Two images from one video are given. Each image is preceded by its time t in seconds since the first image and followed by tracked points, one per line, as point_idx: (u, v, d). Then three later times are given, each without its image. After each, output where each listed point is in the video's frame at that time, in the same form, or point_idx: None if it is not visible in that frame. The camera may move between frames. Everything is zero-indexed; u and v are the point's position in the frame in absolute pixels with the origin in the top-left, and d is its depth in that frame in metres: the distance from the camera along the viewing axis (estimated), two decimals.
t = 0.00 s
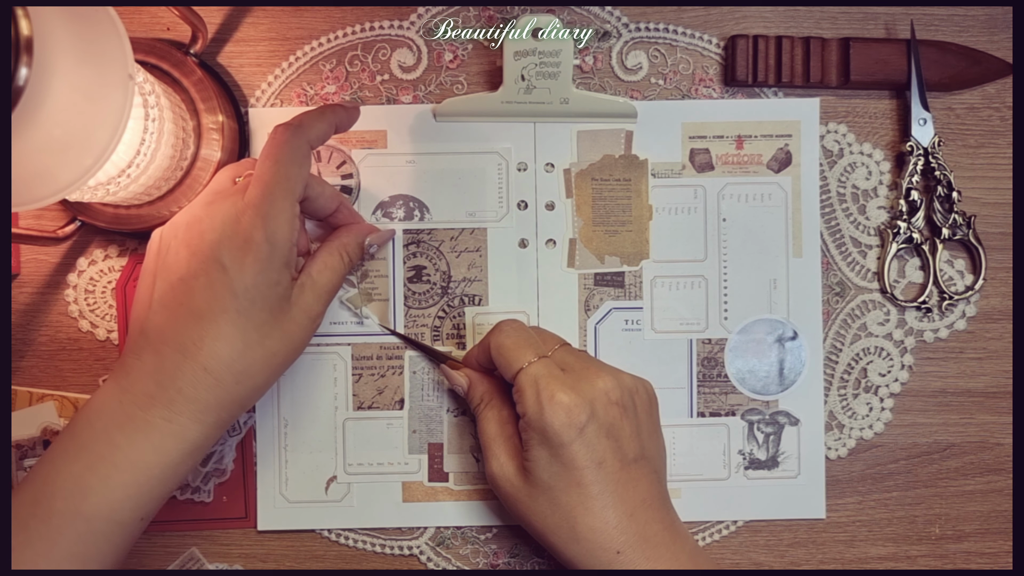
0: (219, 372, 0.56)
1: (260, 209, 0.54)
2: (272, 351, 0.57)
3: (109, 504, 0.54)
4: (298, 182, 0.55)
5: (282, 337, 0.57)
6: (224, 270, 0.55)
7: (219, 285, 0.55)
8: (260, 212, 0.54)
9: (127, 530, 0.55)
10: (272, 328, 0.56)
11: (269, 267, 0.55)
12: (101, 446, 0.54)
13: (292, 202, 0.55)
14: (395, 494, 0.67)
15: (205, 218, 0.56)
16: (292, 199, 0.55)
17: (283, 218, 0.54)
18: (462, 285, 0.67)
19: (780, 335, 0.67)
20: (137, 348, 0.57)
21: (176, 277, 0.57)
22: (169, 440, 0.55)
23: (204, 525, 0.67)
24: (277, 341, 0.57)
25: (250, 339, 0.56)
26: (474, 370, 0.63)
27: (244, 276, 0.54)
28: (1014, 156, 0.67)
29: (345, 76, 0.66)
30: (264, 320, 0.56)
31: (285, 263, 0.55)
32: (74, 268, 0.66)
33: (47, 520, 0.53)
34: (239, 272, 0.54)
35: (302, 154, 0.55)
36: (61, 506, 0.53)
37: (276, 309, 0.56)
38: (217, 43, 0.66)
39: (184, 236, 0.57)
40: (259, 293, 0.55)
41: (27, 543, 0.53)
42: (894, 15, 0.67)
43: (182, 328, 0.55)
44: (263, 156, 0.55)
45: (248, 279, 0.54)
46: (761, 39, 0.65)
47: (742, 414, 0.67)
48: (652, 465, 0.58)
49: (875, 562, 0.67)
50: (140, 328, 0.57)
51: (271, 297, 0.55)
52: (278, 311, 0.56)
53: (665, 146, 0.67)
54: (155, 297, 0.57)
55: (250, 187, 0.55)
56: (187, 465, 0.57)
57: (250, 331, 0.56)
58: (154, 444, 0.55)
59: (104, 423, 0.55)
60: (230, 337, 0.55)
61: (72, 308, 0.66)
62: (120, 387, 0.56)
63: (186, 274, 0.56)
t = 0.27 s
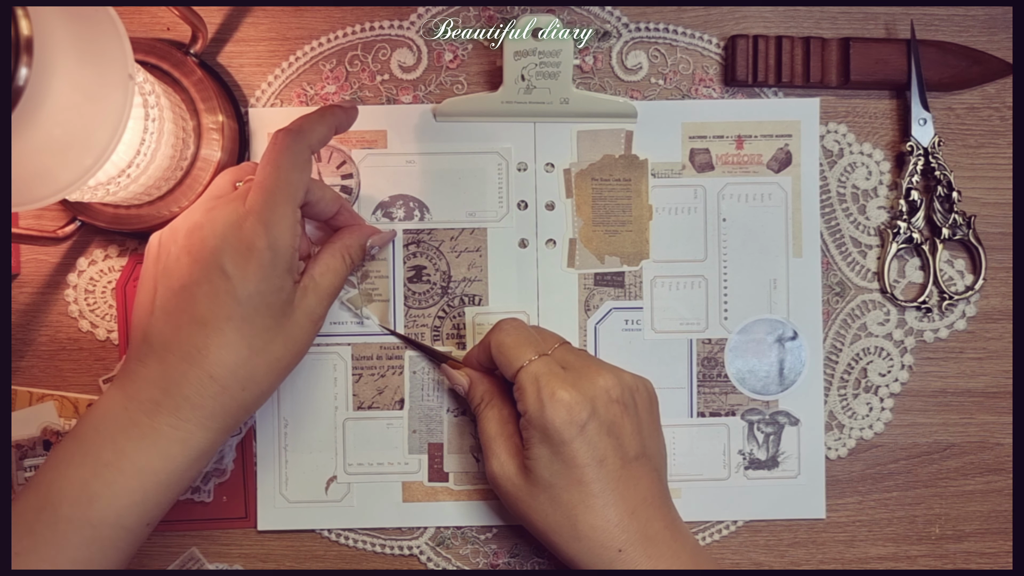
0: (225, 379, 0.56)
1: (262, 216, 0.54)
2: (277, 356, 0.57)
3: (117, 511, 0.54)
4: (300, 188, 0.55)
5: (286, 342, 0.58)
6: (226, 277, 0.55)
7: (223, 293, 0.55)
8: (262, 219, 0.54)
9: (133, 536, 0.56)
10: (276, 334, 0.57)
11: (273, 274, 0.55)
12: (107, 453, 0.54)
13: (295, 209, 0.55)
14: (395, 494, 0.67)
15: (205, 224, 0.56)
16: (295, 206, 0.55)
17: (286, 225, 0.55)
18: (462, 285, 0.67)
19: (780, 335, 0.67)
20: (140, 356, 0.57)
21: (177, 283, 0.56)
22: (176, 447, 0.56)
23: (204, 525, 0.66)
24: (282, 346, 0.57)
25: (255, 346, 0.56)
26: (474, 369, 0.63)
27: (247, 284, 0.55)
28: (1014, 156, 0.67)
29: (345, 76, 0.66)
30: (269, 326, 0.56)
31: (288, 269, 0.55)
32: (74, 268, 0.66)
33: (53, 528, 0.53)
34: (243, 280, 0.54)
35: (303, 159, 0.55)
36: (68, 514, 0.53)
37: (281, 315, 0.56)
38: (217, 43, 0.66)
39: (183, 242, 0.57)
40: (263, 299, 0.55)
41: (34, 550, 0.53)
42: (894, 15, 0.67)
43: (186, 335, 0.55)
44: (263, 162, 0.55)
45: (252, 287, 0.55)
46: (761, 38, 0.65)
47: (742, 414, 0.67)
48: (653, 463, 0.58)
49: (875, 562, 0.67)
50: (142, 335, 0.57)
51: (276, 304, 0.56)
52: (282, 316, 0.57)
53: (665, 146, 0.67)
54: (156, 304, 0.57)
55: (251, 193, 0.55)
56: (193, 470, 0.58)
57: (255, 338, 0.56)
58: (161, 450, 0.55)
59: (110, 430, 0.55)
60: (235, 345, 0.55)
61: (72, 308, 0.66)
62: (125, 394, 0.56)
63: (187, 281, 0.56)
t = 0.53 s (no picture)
0: (233, 386, 0.56)
1: (267, 222, 0.54)
2: (284, 361, 0.57)
3: (126, 517, 0.54)
4: (303, 193, 0.55)
5: (293, 347, 0.58)
6: (231, 284, 0.55)
7: (228, 300, 0.55)
8: (266, 225, 0.54)
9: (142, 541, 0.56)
10: (283, 340, 0.57)
11: (278, 280, 0.55)
12: (116, 459, 0.54)
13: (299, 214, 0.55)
14: (395, 494, 0.67)
15: (207, 231, 0.56)
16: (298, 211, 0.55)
17: (290, 231, 0.54)
18: (462, 285, 0.67)
19: (780, 335, 0.67)
20: (147, 364, 0.56)
21: (183, 291, 0.56)
22: (186, 453, 0.56)
23: (204, 525, 0.66)
24: (289, 351, 0.57)
25: (262, 352, 0.56)
26: (474, 369, 0.63)
27: (253, 291, 0.54)
28: (1014, 156, 0.67)
29: (345, 76, 0.66)
30: (276, 332, 0.56)
31: (293, 275, 0.55)
32: (74, 268, 0.66)
33: (63, 534, 0.53)
34: (248, 287, 0.54)
35: (304, 163, 0.55)
36: (78, 519, 0.53)
37: (287, 320, 0.56)
38: (217, 43, 0.66)
39: (186, 249, 0.57)
40: (268, 306, 0.55)
41: (44, 554, 0.53)
42: (894, 15, 0.67)
43: (193, 343, 0.55)
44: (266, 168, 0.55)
45: (257, 294, 0.55)
46: (761, 38, 0.65)
47: (742, 414, 0.67)
48: (653, 462, 0.58)
49: (875, 562, 0.67)
50: (148, 343, 0.57)
51: (281, 310, 0.56)
52: (288, 322, 0.57)
53: (665, 146, 0.67)
54: (162, 312, 0.57)
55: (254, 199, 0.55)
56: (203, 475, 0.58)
57: (262, 344, 0.56)
58: (171, 457, 0.55)
59: (118, 437, 0.55)
60: (242, 352, 0.55)
61: (72, 308, 0.66)
62: (133, 401, 0.56)
63: (193, 288, 0.56)
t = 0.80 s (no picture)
0: (240, 388, 0.56)
1: (268, 224, 0.54)
2: (290, 361, 0.58)
3: (135, 520, 0.54)
4: (302, 192, 0.55)
5: (298, 347, 0.58)
6: (234, 287, 0.54)
7: (232, 303, 0.55)
8: (267, 226, 0.54)
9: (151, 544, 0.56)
10: (288, 341, 0.57)
11: (281, 281, 0.55)
12: (123, 463, 0.54)
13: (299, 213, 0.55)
14: (395, 494, 0.67)
15: (207, 235, 0.55)
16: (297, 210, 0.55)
17: (291, 230, 0.55)
18: (462, 285, 0.67)
19: (780, 335, 0.67)
20: (153, 370, 0.56)
21: (186, 296, 0.56)
22: (193, 456, 0.56)
23: (204, 525, 0.66)
24: (294, 352, 0.58)
25: (268, 353, 0.56)
26: (474, 368, 0.63)
27: (256, 293, 0.54)
28: (1014, 156, 0.67)
29: (345, 76, 0.66)
30: (281, 333, 0.56)
31: (296, 275, 0.55)
32: (74, 268, 0.66)
33: (71, 539, 0.53)
34: (251, 289, 0.54)
35: (303, 164, 0.56)
36: (86, 523, 0.53)
37: (291, 321, 0.56)
38: (217, 43, 0.66)
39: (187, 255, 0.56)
40: (272, 307, 0.55)
41: (52, 558, 0.53)
42: (894, 15, 0.67)
43: (198, 347, 0.55)
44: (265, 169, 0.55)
45: (260, 295, 0.55)
46: (761, 38, 0.65)
47: (742, 414, 0.67)
48: (653, 462, 0.58)
49: (875, 562, 0.67)
50: (152, 348, 0.57)
51: (285, 310, 0.56)
52: (292, 322, 0.57)
53: (665, 146, 0.67)
54: (165, 317, 0.57)
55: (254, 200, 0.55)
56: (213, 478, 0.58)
57: (268, 346, 0.56)
58: (179, 460, 0.55)
59: (125, 440, 0.55)
60: (248, 354, 0.55)
61: (72, 308, 0.66)
62: (140, 407, 0.56)
63: (196, 294, 0.56)
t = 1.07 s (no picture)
0: (248, 391, 0.56)
1: (272, 227, 0.54)
2: (297, 364, 0.58)
3: (143, 525, 0.54)
4: (304, 194, 0.55)
5: (304, 349, 0.58)
6: (240, 291, 0.55)
7: (238, 307, 0.55)
8: (270, 229, 0.54)
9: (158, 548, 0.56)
10: (294, 343, 0.57)
11: (286, 284, 0.55)
12: (131, 467, 0.54)
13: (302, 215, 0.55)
14: (395, 494, 0.67)
15: (211, 240, 0.55)
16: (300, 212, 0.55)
17: (294, 232, 0.55)
18: (462, 285, 0.67)
19: (779, 335, 0.67)
20: (161, 376, 0.56)
21: (192, 301, 0.56)
22: (202, 461, 0.56)
23: (204, 526, 0.66)
24: (300, 354, 0.58)
25: (274, 356, 0.56)
26: (474, 369, 0.63)
27: (261, 296, 0.54)
28: (1014, 156, 0.67)
29: (345, 76, 0.66)
30: (287, 335, 0.56)
31: (300, 277, 0.55)
32: (74, 268, 0.66)
33: (81, 544, 0.53)
34: (257, 293, 0.54)
35: (305, 165, 0.56)
36: (94, 528, 0.53)
37: (297, 323, 0.57)
38: (217, 43, 0.66)
39: (191, 260, 0.56)
40: (277, 309, 0.55)
41: (60, 562, 0.53)
42: (894, 15, 0.67)
43: (206, 351, 0.55)
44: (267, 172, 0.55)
45: (266, 298, 0.55)
46: (761, 38, 0.65)
47: (742, 414, 0.67)
48: (653, 462, 0.58)
49: (875, 562, 0.67)
50: (158, 354, 0.57)
51: (291, 313, 0.56)
52: (298, 324, 0.57)
53: (665, 146, 0.67)
54: (170, 323, 0.57)
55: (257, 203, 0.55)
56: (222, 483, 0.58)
57: (275, 348, 0.56)
58: (187, 465, 0.55)
59: (132, 445, 0.55)
60: (255, 357, 0.55)
61: (72, 308, 0.66)
62: (147, 412, 0.56)
63: (202, 299, 0.56)
